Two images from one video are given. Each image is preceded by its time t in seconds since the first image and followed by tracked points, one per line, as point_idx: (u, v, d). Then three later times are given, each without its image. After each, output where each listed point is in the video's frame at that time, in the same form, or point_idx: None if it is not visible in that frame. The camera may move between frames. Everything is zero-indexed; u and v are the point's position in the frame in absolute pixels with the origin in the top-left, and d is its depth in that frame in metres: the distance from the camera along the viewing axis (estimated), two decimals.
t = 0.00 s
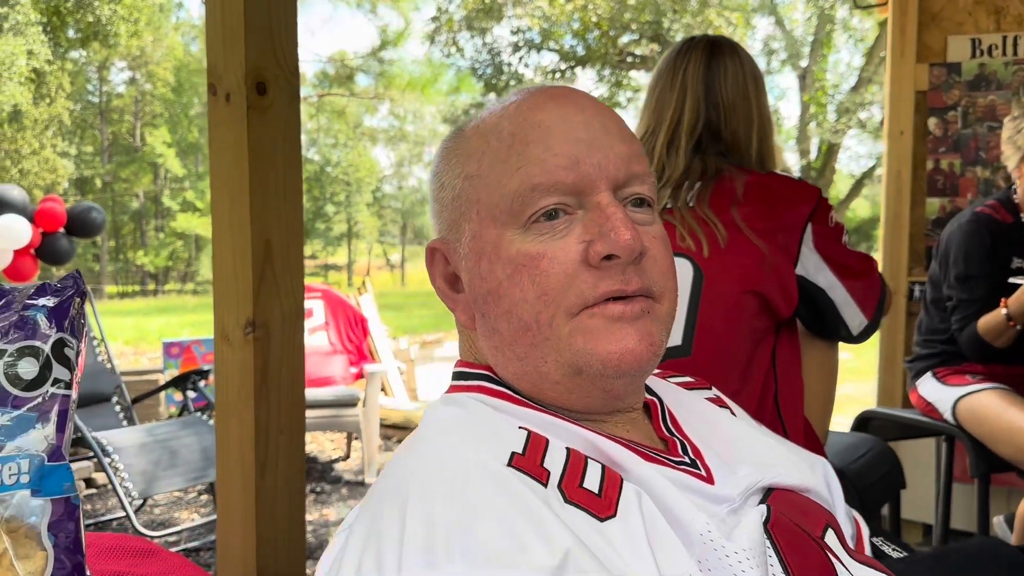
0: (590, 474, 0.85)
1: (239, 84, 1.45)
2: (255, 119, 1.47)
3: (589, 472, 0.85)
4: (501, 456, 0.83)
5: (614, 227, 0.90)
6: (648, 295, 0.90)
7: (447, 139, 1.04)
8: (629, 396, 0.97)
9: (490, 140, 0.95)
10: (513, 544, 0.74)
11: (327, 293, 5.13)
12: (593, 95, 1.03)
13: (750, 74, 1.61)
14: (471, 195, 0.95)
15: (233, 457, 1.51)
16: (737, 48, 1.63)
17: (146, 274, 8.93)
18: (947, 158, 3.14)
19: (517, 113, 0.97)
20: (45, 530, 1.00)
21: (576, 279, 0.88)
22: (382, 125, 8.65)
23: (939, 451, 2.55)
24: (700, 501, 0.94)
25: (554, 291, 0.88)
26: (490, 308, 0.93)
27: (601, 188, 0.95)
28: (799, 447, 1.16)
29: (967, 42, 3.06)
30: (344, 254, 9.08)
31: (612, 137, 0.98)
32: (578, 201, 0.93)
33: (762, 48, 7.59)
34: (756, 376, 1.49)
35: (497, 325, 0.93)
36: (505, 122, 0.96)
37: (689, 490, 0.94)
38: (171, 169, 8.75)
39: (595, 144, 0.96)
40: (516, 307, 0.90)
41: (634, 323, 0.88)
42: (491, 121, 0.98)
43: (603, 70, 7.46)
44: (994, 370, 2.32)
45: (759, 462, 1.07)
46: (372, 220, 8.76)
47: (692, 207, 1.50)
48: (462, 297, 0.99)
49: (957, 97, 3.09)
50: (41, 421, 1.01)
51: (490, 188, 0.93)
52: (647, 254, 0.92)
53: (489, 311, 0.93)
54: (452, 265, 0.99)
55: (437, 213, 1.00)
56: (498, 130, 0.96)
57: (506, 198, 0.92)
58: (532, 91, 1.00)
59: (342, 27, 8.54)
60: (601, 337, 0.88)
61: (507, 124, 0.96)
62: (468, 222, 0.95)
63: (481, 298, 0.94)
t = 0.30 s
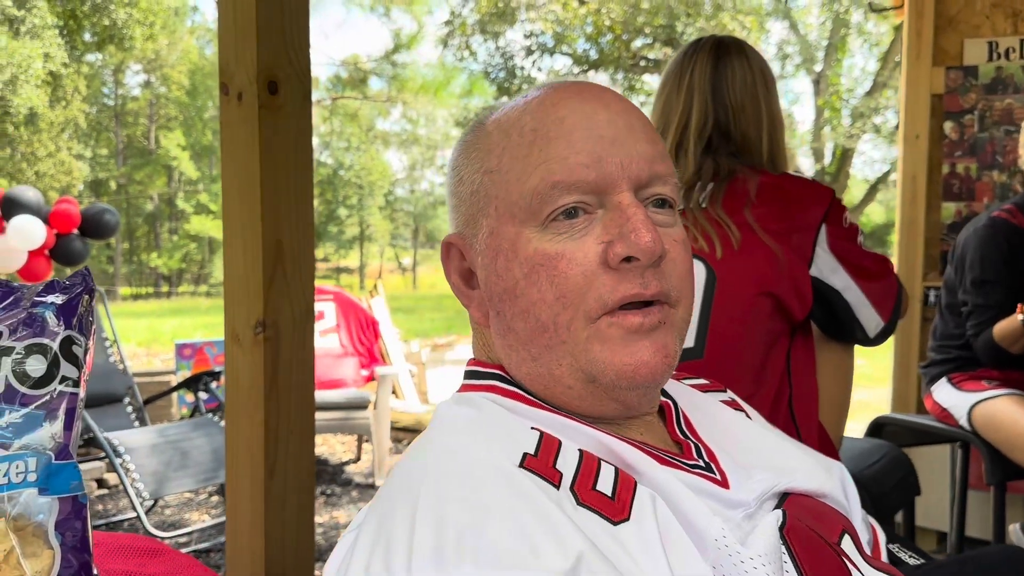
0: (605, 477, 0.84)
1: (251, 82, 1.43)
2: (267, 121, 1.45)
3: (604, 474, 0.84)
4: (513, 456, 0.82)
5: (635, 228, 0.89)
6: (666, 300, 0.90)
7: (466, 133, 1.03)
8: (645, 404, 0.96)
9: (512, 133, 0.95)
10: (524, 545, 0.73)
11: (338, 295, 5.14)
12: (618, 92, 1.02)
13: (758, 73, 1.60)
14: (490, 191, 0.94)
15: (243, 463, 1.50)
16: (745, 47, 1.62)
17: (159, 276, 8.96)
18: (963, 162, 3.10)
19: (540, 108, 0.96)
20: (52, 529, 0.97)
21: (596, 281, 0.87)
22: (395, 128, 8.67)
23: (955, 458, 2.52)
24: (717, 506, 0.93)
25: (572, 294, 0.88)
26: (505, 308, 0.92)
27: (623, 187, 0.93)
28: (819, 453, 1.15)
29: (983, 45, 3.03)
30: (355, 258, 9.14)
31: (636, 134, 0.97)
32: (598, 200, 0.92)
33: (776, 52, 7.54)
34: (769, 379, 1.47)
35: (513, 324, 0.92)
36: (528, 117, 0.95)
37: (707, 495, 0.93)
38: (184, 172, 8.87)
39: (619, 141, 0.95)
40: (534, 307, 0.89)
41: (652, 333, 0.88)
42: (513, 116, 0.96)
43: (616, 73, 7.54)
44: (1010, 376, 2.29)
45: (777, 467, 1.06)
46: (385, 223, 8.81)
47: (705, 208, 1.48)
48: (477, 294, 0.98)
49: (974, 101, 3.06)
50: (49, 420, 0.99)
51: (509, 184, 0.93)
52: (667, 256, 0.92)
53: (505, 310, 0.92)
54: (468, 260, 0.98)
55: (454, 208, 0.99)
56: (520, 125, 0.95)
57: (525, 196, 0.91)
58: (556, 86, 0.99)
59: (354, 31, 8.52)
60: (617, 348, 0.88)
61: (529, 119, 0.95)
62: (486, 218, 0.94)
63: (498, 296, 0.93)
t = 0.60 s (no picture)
0: (565, 493, 0.85)
1: (263, 95, 1.44)
2: (279, 133, 1.45)
3: (564, 490, 0.86)
4: (477, 473, 0.84)
5: (584, 251, 0.91)
6: (623, 317, 0.92)
7: (435, 165, 1.06)
8: (611, 420, 0.98)
9: (469, 165, 0.98)
10: (486, 562, 0.76)
11: (351, 301, 5.15)
12: (572, 120, 1.05)
13: (758, 87, 1.62)
14: (453, 221, 0.97)
15: (251, 473, 1.51)
16: (745, 60, 1.63)
17: (174, 281, 9.74)
18: (975, 172, 3.09)
19: (499, 139, 0.99)
20: (65, 533, 0.98)
21: (553, 303, 0.90)
22: (409, 135, 8.94)
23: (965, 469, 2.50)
24: (678, 517, 0.95)
25: (532, 316, 0.90)
26: (471, 330, 0.95)
27: (575, 212, 0.96)
28: (794, 466, 1.15)
29: (995, 56, 3.03)
30: (370, 263, 9.46)
31: (587, 160, 1.00)
32: (553, 225, 0.95)
33: (792, 59, 8.05)
34: (769, 392, 1.48)
35: (479, 345, 0.94)
36: (484, 150, 0.98)
37: (668, 508, 0.95)
38: (201, 177, 9.43)
39: (570, 168, 0.98)
40: (498, 328, 0.92)
41: (611, 348, 0.91)
42: (476, 144, 1.00)
43: (630, 80, 7.99)
44: (1018, 387, 2.29)
45: (745, 479, 1.06)
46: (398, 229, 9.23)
47: (706, 221, 1.50)
48: (448, 318, 1.00)
49: (985, 111, 3.05)
50: (63, 427, 1.00)
51: (466, 213, 0.95)
52: (621, 275, 0.94)
53: (471, 332, 0.95)
54: (438, 286, 1.00)
55: (424, 237, 1.02)
56: (477, 156, 0.98)
57: (483, 224, 0.94)
58: (513, 117, 1.03)
59: (370, 39, 8.84)
60: (581, 365, 0.90)
61: (487, 149, 0.98)
62: (449, 246, 0.97)
63: (464, 319, 0.95)
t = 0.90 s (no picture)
0: (547, 499, 0.87)
1: (280, 105, 1.46)
2: (294, 141, 1.47)
3: (547, 496, 0.87)
4: (461, 481, 0.86)
5: (554, 263, 0.93)
6: (594, 327, 0.94)
7: (411, 193, 1.07)
8: (590, 426, 0.99)
9: (441, 190, 1.00)
10: (468, 568, 0.77)
11: (364, 309, 5.24)
12: (541, 143, 1.07)
13: (771, 95, 1.63)
14: (428, 244, 0.99)
15: (266, 473, 1.51)
16: (758, 69, 1.65)
17: (191, 287, 9.84)
18: (990, 180, 3.08)
19: (467, 163, 1.01)
20: (86, 536, 0.99)
21: (524, 317, 0.91)
22: (424, 142, 9.06)
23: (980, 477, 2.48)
24: (661, 523, 0.95)
25: (505, 329, 0.92)
26: (450, 347, 0.96)
27: (543, 228, 0.98)
28: (781, 470, 1.17)
29: (1010, 64, 3.01)
30: (384, 269, 9.60)
31: (551, 177, 1.02)
32: (523, 241, 0.97)
33: (806, 66, 8.10)
34: (781, 402, 1.48)
35: (458, 362, 0.96)
36: (454, 174, 1.00)
37: (649, 513, 0.95)
38: (217, 184, 9.55)
39: (535, 186, 0.99)
40: (473, 344, 0.93)
41: (581, 355, 0.93)
42: (446, 168, 1.02)
43: (644, 88, 8.03)
44: None
45: (727, 484, 1.07)
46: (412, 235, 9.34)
47: (717, 230, 1.50)
48: (430, 337, 1.02)
49: (1000, 119, 3.04)
50: (84, 431, 1.02)
51: (440, 235, 0.97)
52: (591, 285, 0.96)
53: (451, 349, 0.96)
54: (421, 308, 1.02)
55: (404, 260, 1.04)
56: (448, 181, 1.00)
57: (456, 244, 0.96)
58: (479, 142, 1.04)
59: (384, 48, 8.88)
60: (553, 373, 0.92)
61: (456, 174, 1.00)
62: (427, 269, 0.99)
63: (443, 337, 0.97)
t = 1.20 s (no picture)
0: (572, 512, 0.87)
1: (294, 118, 1.47)
2: (307, 154, 1.48)
3: (572, 510, 0.87)
4: (485, 496, 0.86)
5: (587, 275, 0.94)
6: (624, 338, 0.94)
7: (440, 198, 1.07)
8: (615, 437, 0.99)
9: (474, 197, 1.00)
10: None
11: (376, 317, 5.23)
12: (572, 152, 1.07)
13: (781, 108, 1.63)
14: (458, 250, 0.99)
15: (279, 490, 1.51)
16: (767, 81, 1.66)
17: (202, 296, 10.00)
18: (1002, 188, 3.07)
19: (500, 171, 1.01)
20: (100, 547, 1.01)
21: (554, 326, 0.91)
22: (433, 150, 9.12)
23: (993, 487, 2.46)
24: (683, 540, 0.95)
25: (532, 339, 0.92)
26: (478, 357, 0.96)
27: (576, 239, 0.98)
28: (804, 485, 1.16)
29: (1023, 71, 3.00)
30: (394, 277, 9.55)
31: (585, 188, 1.02)
32: (555, 251, 0.97)
33: (816, 73, 8.12)
34: (796, 413, 1.48)
35: (485, 371, 0.96)
36: (487, 181, 1.00)
37: (672, 528, 0.95)
38: (229, 193, 9.63)
39: (568, 198, 1.00)
40: (500, 352, 0.94)
41: (609, 365, 0.92)
42: (477, 177, 1.02)
43: (653, 95, 8.02)
44: None
45: (751, 499, 1.05)
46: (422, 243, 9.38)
47: (731, 240, 1.50)
48: (456, 345, 1.02)
49: (1013, 126, 3.02)
50: (100, 442, 1.02)
51: (472, 242, 0.98)
52: (622, 297, 0.96)
53: (478, 358, 0.96)
54: (447, 315, 1.02)
55: (431, 267, 1.04)
56: (480, 188, 1.00)
57: (487, 252, 0.96)
58: (514, 150, 1.05)
59: (394, 57, 8.99)
60: (580, 382, 0.92)
61: (489, 181, 1.00)
62: (456, 276, 0.99)
63: (471, 345, 0.97)
